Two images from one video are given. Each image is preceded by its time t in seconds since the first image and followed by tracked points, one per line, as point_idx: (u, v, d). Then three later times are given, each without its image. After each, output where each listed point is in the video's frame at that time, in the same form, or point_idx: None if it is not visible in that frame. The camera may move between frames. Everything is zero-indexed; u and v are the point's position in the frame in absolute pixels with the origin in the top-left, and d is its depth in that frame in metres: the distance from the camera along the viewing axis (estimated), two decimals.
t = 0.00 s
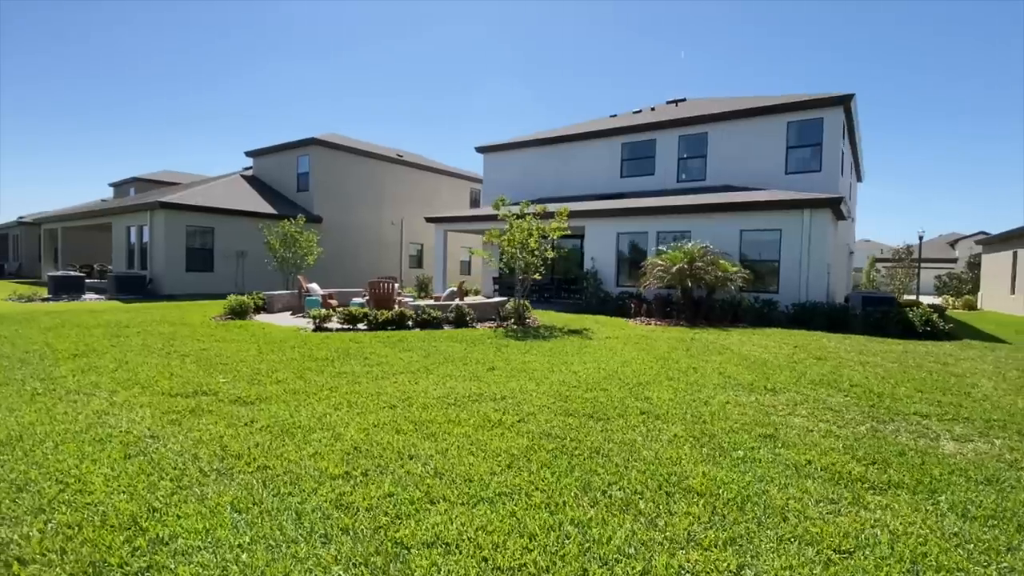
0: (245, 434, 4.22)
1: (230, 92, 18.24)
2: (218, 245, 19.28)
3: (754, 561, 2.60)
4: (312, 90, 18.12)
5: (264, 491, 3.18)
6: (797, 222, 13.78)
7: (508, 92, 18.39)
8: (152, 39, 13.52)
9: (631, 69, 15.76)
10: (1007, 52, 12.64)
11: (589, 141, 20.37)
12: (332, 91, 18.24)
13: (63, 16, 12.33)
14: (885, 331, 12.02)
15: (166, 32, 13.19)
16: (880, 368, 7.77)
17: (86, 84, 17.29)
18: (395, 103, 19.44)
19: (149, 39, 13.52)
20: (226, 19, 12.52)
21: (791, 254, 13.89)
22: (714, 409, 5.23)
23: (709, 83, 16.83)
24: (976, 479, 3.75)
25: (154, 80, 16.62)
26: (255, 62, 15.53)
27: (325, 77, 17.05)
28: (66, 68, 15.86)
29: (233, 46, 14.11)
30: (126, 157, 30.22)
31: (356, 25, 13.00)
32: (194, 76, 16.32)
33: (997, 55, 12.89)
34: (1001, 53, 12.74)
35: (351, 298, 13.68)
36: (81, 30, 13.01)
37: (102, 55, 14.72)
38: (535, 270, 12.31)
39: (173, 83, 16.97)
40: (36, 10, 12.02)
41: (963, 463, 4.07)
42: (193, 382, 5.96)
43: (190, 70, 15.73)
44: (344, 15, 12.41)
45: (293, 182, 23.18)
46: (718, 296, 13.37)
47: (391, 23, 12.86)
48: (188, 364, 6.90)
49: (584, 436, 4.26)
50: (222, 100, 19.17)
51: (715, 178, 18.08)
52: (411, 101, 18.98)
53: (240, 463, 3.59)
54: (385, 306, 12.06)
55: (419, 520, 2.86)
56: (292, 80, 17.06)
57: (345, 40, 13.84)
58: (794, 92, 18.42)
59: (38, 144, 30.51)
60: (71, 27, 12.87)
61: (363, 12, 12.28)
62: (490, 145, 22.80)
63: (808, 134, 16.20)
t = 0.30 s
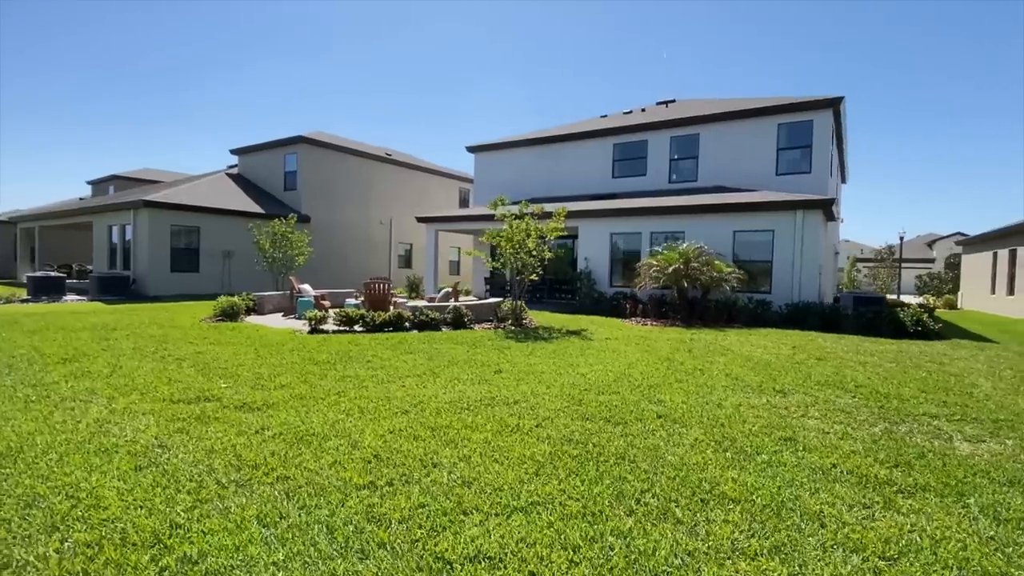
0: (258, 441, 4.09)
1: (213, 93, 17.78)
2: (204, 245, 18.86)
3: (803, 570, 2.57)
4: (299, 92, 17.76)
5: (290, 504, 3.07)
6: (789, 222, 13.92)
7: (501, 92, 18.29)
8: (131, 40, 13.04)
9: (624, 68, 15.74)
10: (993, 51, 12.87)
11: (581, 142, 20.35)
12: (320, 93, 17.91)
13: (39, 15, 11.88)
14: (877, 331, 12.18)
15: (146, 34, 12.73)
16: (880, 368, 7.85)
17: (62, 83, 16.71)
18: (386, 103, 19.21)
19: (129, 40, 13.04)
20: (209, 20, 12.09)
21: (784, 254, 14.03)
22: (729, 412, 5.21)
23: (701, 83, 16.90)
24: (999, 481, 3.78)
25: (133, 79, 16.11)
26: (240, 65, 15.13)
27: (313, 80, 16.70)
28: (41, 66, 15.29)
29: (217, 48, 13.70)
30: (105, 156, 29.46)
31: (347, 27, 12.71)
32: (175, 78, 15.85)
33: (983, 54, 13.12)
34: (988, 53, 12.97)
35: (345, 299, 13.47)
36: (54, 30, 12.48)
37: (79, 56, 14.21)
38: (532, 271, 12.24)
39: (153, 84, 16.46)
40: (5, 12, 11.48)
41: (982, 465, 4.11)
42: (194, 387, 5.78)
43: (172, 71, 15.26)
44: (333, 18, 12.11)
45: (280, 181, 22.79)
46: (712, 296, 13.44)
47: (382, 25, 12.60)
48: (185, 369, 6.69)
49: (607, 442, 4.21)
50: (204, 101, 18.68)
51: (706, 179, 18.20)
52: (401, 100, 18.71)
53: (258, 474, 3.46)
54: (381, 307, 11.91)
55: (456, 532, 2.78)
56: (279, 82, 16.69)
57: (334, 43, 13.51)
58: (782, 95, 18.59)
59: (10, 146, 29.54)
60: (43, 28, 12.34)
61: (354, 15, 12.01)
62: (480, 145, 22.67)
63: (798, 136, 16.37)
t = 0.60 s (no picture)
0: (275, 446, 3.99)
1: (201, 92, 17.42)
2: (192, 245, 18.51)
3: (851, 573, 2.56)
4: (289, 91, 17.47)
5: (321, 510, 2.99)
6: (783, 223, 14.05)
7: (495, 91, 18.19)
8: (117, 36, 12.68)
9: (618, 69, 15.75)
10: (980, 53, 13.12)
11: (574, 142, 20.35)
12: (310, 93, 17.64)
13: (26, 10, 11.55)
14: (870, 330, 12.35)
15: (133, 32, 12.39)
16: (881, 367, 7.96)
17: (43, 80, 16.24)
18: (379, 103, 19.04)
19: (115, 36, 12.69)
20: (199, 18, 11.81)
21: (778, 255, 14.17)
22: (743, 412, 5.23)
23: (695, 84, 16.99)
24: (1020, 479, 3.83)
25: (118, 77, 15.71)
26: (230, 64, 14.83)
27: (303, 80, 16.43)
28: (21, 63, 14.83)
29: (207, 47, 13.40)
30: (86, 154, 28.79)
31: (341, 25, 12.51)
32: (161, 76, 15.48)
33: (971, 56, 13.36)
34: (976, 54, 13.20)
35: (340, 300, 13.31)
36: (36, 26, 12.08)
37: (62, 52, 13.80)
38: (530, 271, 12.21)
39: (139, 81, 16.07)
40: None
41: (1000, 463, 4.16)
42: (199, 391, 5.65)
43: (158, 69, 14.91)
44: (327, 17, 11.90)
45: (269, 179, 22.47)
46: (708, 296, 13.52)
47: (376, 24, 12.42)
48: (186, 372, 6.53)
49: (631, 443, 4.18)
50: (191, 99, 18.29)
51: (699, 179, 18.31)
52: (393, 100, 18.53)
53: (282, 480, 3.37)
54: (378, 307, 11.78)
55: (498, 538, 2.73)
56: (269, 81, 16.40)
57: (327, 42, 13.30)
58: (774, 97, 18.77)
59: None
60: (24, 24, 11.94)
61: (348, 14, 11.81)
62: (473, 145, 22.58)
63: (790, 137, 16.55)
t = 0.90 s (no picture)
0: (300, 450, 3.93)
1: (190, 91, 17.10)
2: (182, 244, 18.20)
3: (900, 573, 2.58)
4: (280, 90, 17.21)
5: (361, 515, 2.94)
6: (779, 224, 14.18)
7: (490, 91, 18.14)
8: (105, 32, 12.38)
9: (615, 69, 15.77)
10: (969, 56, 13.37)
11: (569, 142, 20.36)
12: (303, 93, 17.44)
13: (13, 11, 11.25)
14: (865, 329, 12.52)
15: (123, 30, 12.12)
16: (882, 366, 8.07)
17: (26, 79, 15.80)
18: (372, 103, 18.89)
19: (103, 32, 12.38)
20: (192, 16, 11.59)
21: (773, 256, 14.31)
22: (760, 412, 5.26)
23: (690, 85, 17.08)
24: None
25: (105, 73, 15.35)
26: (222, 62, 14.56)
27: (295, 81, 16.22)
28: (3, 60, 14.42)
29: (198, 46, 13.16)
30: (66, 153, 28.04)
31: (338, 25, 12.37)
32: (149, 74, 15.17)
33: (960, 60, 13.61)
34: (966, 57, 13.42)
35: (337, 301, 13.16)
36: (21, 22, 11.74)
37: (47, 48, 13.43)
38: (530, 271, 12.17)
39: (126, 79, 15.71)
40: None
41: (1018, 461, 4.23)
42: (210, 393, 5.53)
43: (147, 67, 14.60)
44: (324, 16, 11.74)
45: (259, 178, 22.17)
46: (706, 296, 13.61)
47: (373, 25, 12.28)
48: (191, 374, 6.39)
49: (657, 444, 4.19)
50: (179, 98, 17.98)
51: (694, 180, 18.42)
52: (387, 99, 18.36)
53: (315, 485, 3.32)
54: (378, 308, 11.65)
55: (546, 541, 2.72)
56: (261, 80, 16.18)
57: (323, 42, 13.14)
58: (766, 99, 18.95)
59: None
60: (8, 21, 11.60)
61: (344, 16, 11.61)
62: (467, 145, 22.51)
63: (784, 139, 16.72)
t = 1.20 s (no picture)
0: (325, 455, 3.85)
1: (178, 89, 16.74)
2: (171, 244, 17.86)
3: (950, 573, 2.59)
4: (271, 89, 16.93)
5: (403, 522, 2.89)
6: (773, 224, 14.31)
7: (485, 92, 18.08)
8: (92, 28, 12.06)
9: (611, 71, 15.78)
10: (959, 60, 13.63)
11: (563, 143, 20.36)
12: (295, 92, 17.17)
13: None
14: (860, 329, 12.68)
15: (113, 28, 11.85)
16: (884, 365, 8.17)
17: (7, 78, 15.36)
18: (366, 102, 18.71)
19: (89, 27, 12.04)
20: (182, 14, 11.33)
21: (768, 256, 14.44)
22: (777, 412, 5.29)
23: (684, 86, 17.16)
24: None
25: (90, 71, 14.97)
26: (212, 61, 14.28)
27: (286, 80, 15.95)
28: None
29: (189, 44, 12.84)
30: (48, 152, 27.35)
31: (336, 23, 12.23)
32: (137, 72, 14.82)
33: (950, 64, 13.87)
34: (955, 62, 13.64)
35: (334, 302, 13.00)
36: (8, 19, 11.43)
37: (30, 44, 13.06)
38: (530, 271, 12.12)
39: (112, 76, 15.34)
40: None
41: None
42: (221, 397, 5.41)
43: (134, 65, 14.24)
44: (322, 15, 11.59)
45: (249, 177, 21.84)
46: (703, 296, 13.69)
47: (369, 26, 12.12)
48: (197, 378, 6.25)
49: (685, 446, 4.18)
50: (169, 96, 17.65)
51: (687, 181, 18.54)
52: (380, 99, 18.19)
53: (350, 492, 3.25)
54: (377, 308, 11.47)
55: (596, 546, 2.69)
56: (252, 79, 15.89)
57: (317, 41, 12.92)
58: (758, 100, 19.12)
59: None
60: None
61: (341, 16, 11.43)
62: (460, 145, 22.41)
63: (777, 141, 16.89)
